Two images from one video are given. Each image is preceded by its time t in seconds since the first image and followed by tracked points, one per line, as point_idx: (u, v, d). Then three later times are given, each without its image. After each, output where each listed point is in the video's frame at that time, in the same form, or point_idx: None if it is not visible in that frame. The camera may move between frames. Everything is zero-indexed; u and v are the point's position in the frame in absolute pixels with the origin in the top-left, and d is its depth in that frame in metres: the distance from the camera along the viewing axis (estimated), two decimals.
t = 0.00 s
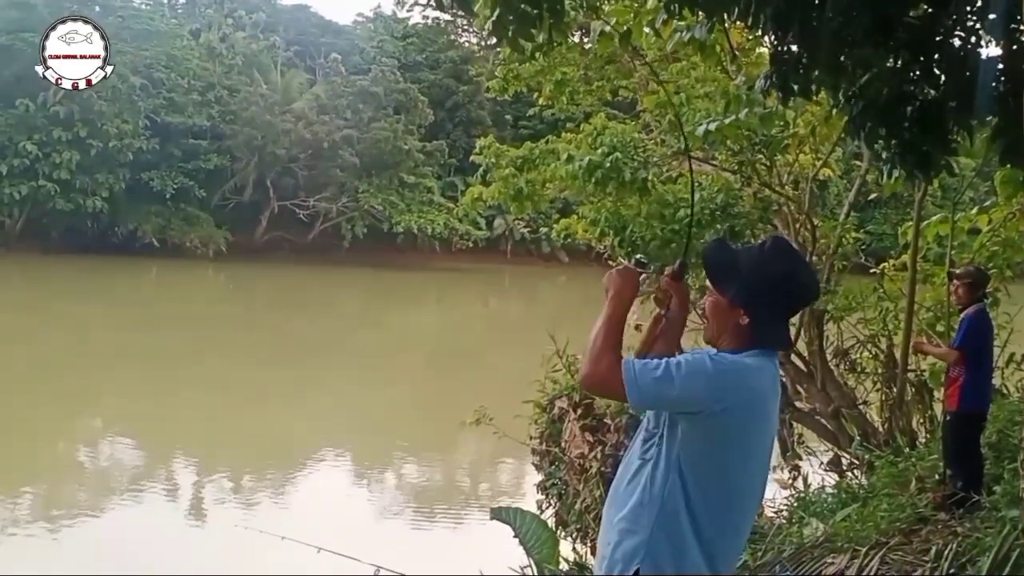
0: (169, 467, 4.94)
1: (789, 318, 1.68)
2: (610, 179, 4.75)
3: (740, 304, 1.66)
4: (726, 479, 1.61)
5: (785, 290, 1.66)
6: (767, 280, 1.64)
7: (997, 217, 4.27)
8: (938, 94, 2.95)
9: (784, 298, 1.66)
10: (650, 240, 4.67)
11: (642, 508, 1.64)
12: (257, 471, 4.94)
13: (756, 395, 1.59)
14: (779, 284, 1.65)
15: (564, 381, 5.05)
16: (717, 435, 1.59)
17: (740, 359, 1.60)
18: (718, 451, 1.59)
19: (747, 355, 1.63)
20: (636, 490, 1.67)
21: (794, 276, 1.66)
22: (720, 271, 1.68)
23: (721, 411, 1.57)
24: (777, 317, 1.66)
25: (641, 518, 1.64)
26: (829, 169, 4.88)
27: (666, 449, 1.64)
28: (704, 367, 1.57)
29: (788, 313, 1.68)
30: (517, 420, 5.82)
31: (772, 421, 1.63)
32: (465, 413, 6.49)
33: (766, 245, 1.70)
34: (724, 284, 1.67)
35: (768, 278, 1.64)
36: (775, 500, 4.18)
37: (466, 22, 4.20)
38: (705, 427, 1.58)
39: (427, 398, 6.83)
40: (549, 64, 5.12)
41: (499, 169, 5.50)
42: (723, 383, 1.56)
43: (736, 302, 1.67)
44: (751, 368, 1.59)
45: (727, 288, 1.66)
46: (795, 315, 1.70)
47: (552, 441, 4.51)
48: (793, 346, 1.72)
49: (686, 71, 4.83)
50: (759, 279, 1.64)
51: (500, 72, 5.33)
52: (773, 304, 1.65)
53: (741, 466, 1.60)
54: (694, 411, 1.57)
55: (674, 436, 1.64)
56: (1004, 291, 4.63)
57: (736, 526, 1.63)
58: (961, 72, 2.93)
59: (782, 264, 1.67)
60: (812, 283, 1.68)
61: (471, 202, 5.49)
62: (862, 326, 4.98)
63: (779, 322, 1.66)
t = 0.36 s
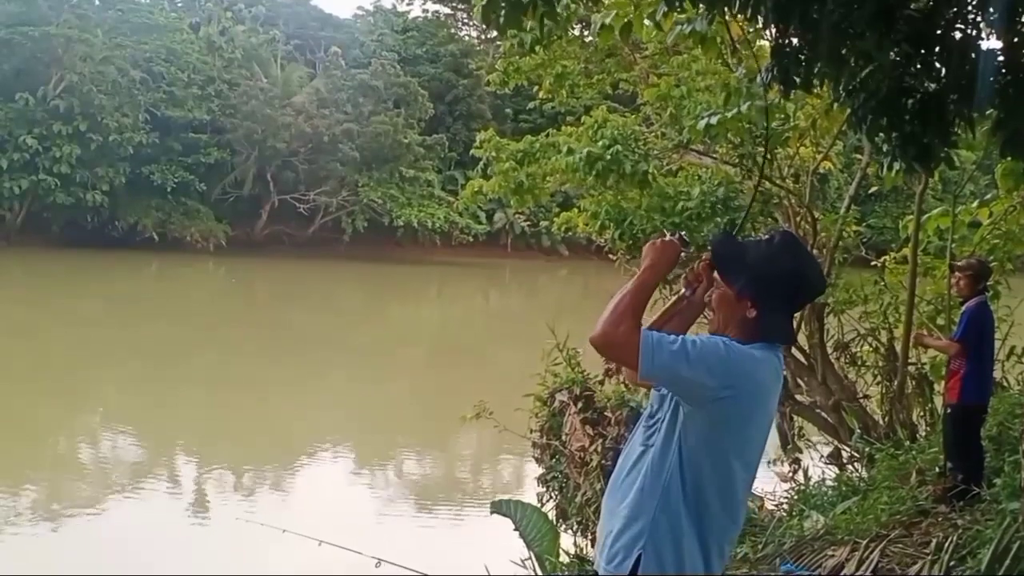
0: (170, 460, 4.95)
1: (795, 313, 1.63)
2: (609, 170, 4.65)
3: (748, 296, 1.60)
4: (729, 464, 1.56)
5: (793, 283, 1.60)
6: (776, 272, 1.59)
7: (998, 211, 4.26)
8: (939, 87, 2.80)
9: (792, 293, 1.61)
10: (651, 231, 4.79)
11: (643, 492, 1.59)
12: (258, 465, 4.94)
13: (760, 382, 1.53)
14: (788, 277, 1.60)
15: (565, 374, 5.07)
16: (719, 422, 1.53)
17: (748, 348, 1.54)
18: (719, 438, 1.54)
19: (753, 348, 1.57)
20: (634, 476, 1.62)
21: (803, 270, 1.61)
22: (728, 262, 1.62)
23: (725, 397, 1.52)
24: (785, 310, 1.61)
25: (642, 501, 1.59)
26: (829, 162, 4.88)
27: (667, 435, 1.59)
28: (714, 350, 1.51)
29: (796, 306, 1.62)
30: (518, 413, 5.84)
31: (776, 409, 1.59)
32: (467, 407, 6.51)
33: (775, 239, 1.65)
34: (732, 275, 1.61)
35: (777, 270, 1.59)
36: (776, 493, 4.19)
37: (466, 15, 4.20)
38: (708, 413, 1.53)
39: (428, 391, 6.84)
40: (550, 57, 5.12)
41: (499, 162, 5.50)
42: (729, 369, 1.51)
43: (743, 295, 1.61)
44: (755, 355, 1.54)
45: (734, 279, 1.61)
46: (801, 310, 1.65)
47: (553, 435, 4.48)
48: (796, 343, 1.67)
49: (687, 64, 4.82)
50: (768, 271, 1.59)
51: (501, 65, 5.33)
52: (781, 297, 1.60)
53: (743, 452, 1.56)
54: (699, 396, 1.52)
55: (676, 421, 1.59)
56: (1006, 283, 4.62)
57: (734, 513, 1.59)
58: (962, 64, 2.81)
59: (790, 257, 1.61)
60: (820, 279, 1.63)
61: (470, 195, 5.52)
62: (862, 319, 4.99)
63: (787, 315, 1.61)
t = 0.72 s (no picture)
0: (172, 455, 4.96)
1: (791, 304, 1.70)
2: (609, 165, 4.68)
3: (746, 287, 1.67)
4: (721, 452, 1.65)
5: (790, 276, 1.67)
6: (774, 266, 1.65)
7: (998, 204, 4.26)
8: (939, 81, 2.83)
9: (789, 285, 1.67)
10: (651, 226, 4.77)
11: (642, 482, 1.67)
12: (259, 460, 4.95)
13: (757, 372, 1.60)
14: (786, 271, 1.66)
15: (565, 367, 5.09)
16: (716, 411, 1.61)
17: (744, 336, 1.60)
18: (716, 427, 1.62)
19: (748, 337, 1.64)
20: (634, 461, 1.70)
21: (800, 263, 1.67)
22: (727, 253, 1.68)
23: (723, 388, 1.58)
24: (781, 302, 1.67)
25: (641, 491, 1.67)
26: (829, 155, 4.87)
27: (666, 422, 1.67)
28: (713, 341, 1.57)
29: (792, 297, 1.69)
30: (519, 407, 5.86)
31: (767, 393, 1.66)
32: (468, 401, 6.52)
33: (774, 231, 1.71)
34: (730, 266, 1.67)
35: (775, 263, 1.65)
36: (776, 486, 4.20)
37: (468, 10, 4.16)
38: (706, 403, 1.60)
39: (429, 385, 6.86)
40: (551, 50, 5.10)
41: (500, 157, 5.48)
42: (728, 361, 1.57)
43: (741, 286, 1.68)
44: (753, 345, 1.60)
45: (734, 272, 1.67)
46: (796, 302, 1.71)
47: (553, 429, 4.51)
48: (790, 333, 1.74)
49: (687, 58, 4.81)
50: (766, 264, 1.65)
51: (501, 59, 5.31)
52: (778, 289, 1.67)
53: (738, 437, 1.64)
54: (699, 387, 1.58)
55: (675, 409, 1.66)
56: (1005, 276, 4.63)
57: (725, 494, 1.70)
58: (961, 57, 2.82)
59: (788, 251, 1.67)
60: (817, 273, 1.69)
61: (473, 190, 5.49)
62: (863, 313, 4.96)
63: (783, 307, 1.67)
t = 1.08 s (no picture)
0: (172, 451, 4.95)
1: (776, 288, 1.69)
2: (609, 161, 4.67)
3: (732, 274, 1.64)
4: (715, 456, 1.61)
5: (774, 263, 1.65)
6: (760, 249, 1.63)
7: (998, 198, 4.26)
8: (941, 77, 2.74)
9: (773, 272, 1.65)
10: (652, 222, 4.71)
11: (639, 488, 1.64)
12: (260, 456, 4.94)
13: (739, 365, 1.60)
14: (771, 257, 1.64)
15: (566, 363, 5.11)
16: (703, 411, 1.59)
17: (722, 329, 1.60)
18: (706, 427, 1.60)
19: (731, 324, 1.63)
20: (629, 479, 1.66)
21: (783, 249, 1.66)
22: (713, 240, 1.64)
23: (708, 388, 1.58)
24: (766, 286, 1.66)
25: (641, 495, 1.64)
26: (830, 150, 4.87)
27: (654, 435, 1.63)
28: (688, 341, 1.57)
29: (775, 283, 1.67)
30: (519, 402, 5.86)
31: (754, 390, 1.64)
32: (468, 396, 6.53)
33: (759, 217, 1.69)
34: (719, 253, 1.63)
35: (760, 246, 1.63)
36: (777, 481, 4.21)
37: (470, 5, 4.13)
38: (693, 404, 1.58)
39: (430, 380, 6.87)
40: (551, 44, 5.08)
41: (499, 151, 5.46)
42: (707, 360, 1.57)
43: (727, 272, 1.64)
44: (732, 338, 1.60)
45: (719, 258, 1.63)
46: (778, 288, 1.70)
47: (554, 424, 4.44)
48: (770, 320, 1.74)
49: (688, 52, 4.78)
50: (754, 249, 1.63)
51: (501, 53, 5.28)
52: (763, 276, 1.64)
53: (731, 433, 1.62)
54: (683, 391, 1.57)
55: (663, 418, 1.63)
56: (1006, 271, 4.63)
57: (733, 491, 1.65)
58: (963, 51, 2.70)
59: (772, 237, 1.65)
60: (799, 257, 1.68)
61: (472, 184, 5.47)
62: (863, 307, 4.94)
63: (768, 289, 1.66)
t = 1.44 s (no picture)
0: (170, 448, 4.94)
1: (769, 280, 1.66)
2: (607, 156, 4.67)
3: (725, 267, 1.61)
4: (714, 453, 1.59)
5: (767, 255, 1.62)
6: (753, 242, 1.60)
7: (998, 194, 4.26)
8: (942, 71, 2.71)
9: (766, 264, 1.63)
10: (651, 218, 4.69)
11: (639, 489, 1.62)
12: (258, 453, 4.93)
13: (735, 360, 1.57)
14: (764, 248, 1.61)
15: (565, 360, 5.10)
16: (701, 407, 1.56)
17: (717, 323, 1.58)
18: (705, 424, 1.57)
19: (726, 318, 1.60)
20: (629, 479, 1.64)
21: (776, 239, 1.63)
22: (704, 233, 1.62)
23: (705, 382, 1.55)
24: (759, 279, 1.63)
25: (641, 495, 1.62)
26: (829, 146, 4.88)
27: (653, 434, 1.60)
28: (683, 336, 1.55)
29: (769, 274, 1.64)
30: (518, 400, 5.86)
31: (752, 384, 1.61)
32: (466, 393, 6.52)
33: (749, 206, 1.66)
34: (710, 245, 1.61)
35: (753, 239, 1.60)
36: (777, 478, 4.20)
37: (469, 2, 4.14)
38: (689, 400, 1.56)
39: (429, 378, 6.86)
40: (550, 41, 5.08)
41: (497, 147, 5.45)
42: (702, 353, 1.55)
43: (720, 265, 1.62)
44: (728, 331, 1.58)
45: (711, 251, 1.61)
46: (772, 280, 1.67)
47: (552, 421, 4.46)
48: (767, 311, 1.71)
49: (687, 48, 4.78)
50: (746, 242, 1.60)
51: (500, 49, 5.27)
52: (756, 267, 1.62)
53: (731, 429, 1.59)
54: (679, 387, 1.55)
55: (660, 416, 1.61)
56: (1005, 268, 4.64)
57: (734, 491, 1.63)
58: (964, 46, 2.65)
59: (764, 228, 1.62)
60: (793, 248, 1.65)
61: (470, 181, 5.44)
62: (862, 304, 4.93)
63: (761, 283, 1.63)
